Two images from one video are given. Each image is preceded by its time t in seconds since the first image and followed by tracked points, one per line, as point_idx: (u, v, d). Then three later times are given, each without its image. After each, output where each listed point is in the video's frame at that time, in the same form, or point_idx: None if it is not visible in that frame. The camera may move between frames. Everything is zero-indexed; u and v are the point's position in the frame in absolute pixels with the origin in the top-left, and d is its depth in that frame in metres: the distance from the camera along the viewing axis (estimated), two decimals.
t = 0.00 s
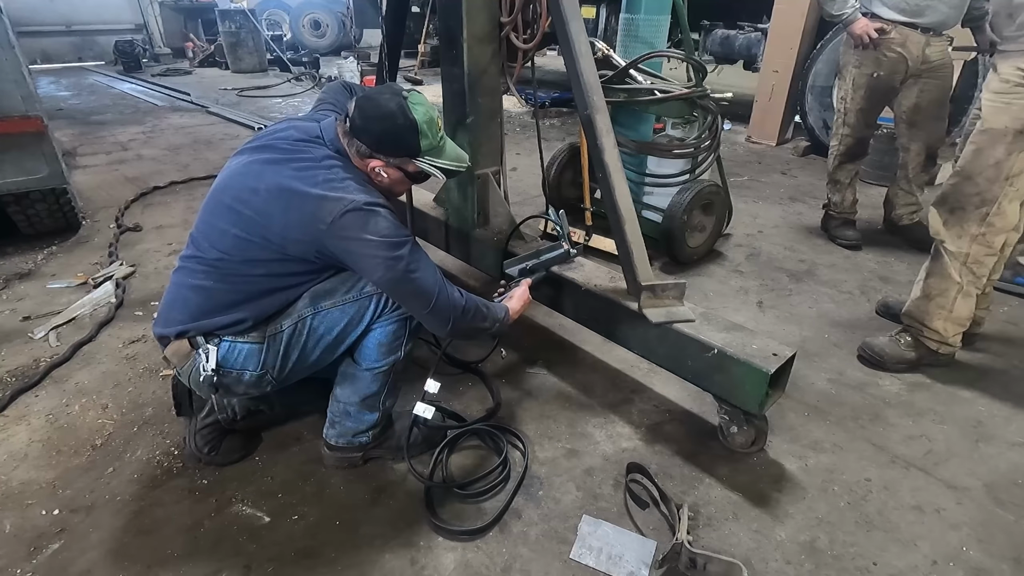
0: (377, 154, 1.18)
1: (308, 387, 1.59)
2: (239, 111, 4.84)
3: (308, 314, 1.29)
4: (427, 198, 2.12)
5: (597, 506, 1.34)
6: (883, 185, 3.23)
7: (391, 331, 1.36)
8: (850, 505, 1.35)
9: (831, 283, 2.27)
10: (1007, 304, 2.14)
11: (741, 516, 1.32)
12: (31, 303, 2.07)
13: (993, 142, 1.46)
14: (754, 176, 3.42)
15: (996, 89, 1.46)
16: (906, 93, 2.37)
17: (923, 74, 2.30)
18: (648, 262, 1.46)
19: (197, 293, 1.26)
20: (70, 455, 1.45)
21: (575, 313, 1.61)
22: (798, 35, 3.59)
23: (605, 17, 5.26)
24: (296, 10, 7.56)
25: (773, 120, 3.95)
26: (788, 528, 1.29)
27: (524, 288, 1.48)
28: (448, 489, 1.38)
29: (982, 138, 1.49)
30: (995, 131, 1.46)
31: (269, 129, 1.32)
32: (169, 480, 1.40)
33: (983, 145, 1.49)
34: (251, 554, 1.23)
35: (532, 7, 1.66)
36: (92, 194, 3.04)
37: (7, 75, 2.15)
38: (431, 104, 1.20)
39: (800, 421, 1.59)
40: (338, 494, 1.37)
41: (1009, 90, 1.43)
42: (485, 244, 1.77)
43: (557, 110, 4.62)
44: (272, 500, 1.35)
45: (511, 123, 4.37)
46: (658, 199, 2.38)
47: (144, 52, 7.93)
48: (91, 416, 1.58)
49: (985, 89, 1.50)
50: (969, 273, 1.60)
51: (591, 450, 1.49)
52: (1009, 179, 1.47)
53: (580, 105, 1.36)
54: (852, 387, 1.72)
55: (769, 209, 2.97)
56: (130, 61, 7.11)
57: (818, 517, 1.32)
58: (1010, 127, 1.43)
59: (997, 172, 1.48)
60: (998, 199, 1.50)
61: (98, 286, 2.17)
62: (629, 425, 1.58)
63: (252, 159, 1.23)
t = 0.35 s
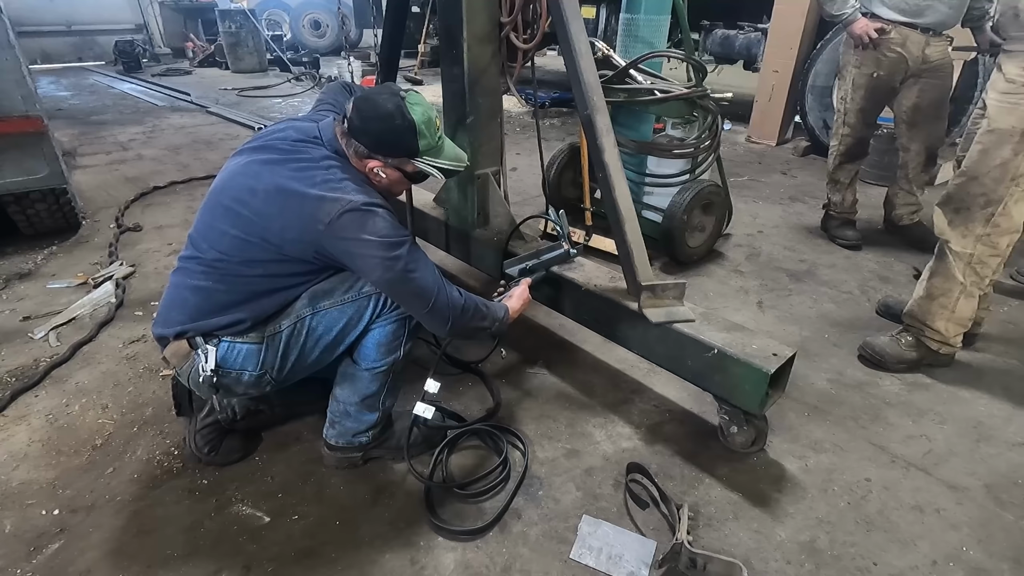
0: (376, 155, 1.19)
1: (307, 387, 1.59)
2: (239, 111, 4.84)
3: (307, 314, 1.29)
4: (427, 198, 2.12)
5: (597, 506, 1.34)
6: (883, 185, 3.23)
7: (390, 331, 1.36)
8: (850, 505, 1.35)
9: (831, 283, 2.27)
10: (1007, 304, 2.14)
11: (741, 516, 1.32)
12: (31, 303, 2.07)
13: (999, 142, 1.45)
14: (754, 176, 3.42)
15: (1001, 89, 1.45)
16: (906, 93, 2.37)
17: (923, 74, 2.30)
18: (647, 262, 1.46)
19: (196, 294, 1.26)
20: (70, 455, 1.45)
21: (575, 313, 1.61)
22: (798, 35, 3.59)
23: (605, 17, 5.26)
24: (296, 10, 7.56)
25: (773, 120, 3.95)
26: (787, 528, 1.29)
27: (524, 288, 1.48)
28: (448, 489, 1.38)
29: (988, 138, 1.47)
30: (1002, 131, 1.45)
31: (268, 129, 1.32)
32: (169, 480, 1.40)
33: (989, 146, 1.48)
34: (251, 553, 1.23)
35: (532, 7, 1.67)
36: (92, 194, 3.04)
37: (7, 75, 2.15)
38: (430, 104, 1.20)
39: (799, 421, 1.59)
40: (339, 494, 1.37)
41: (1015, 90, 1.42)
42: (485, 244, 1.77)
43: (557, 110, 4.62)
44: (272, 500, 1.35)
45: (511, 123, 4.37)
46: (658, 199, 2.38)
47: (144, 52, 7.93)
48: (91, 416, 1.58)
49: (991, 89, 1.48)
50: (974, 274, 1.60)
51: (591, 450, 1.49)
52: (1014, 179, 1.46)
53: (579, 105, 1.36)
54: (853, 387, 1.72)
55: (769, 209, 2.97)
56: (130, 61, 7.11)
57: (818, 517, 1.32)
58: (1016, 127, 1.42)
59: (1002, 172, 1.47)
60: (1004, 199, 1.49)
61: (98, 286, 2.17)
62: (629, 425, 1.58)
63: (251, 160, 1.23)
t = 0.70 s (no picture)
0: (376, 155, 1.18)
1: (307, 388, 1.59)
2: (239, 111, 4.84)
3: (307, 314, 1.29)
4: (427, 198, 2.12)
5: (597, 506, 1.34)
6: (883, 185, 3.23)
7: (389, 331, 1.36)
8: (850, 505, 1.35)
9: (831, 283, 2.27)
10: (1007, 304, 2.14)
11: (741, 516, 1.32)
12: (31, 303, 2.07)
13: (1002, 142, 1.45)
14: (754, 176, 3.42)
15: (1006, 88, 1.44)
16: (905, 92, 2.37)
17: (922, 74, 2.30)
18: (647, 261, 1.46)
19: (196, 293, 1.26)
20: (70, 455, 1.45)
21: (575, 313, 1.61)
22: (798, 34, 3.59)
23: (605, 17, 5.26)
24: (296, 10, 7.56)
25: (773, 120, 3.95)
26: (788, 528, 1.29)
27: (524, 288, 1.49)
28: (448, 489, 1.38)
29: (992, 138, 1.47)
30: (1007, 131, 1.44)
31: (268, 130, 1.32)
32: (169, 480, 1.40)
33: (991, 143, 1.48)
34: (251, 553, 1.23)
35: (532, 7, 1.67)
36: (92, 194, 3.04)
37: (7, 76, 2.15)
38: (430, 104, 1.20)
39: (799, 421, 1.59)
40: (338, 494, 1.37)
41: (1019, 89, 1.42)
42: (485, 244, 1.77)
43: (557, 110, 4.62)
44: (272, 500, 1.35)
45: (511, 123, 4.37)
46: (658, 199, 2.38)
47: (144, 52, 7.94)
48: (91, 416, 1.58)
49: (994, 89, 1.48)
50: (976, 273, 1.59)
51: (591, 450, 1.49)
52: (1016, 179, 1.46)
53: (579, 105, 1.36)
54: (853, 387, 1.72)
55: (769, 209, 2.97)
56: (130, 61, 7.12)
57: (818, 517, 1.32)
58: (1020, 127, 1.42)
59: (1005, 174, 1.46)
60: (1007, 201, 1.49)
61: (98, 286, 2.17)
62: (629, 425, 1.57)
63: (250, 160, 1.23)
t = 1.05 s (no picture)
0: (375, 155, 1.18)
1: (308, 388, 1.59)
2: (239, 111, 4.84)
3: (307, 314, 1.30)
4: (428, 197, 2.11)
5: (597, 506, 1.34)
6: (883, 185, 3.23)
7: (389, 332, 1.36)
8: (851, 505, 1.35)
9: (832, 283, 2.27)
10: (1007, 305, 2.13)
11: (742, 516, 1.32)
12: (31, 304, 2.07)
13: (997, 145, 1.44)
14: (754, 176, 3.43)
15: (1003, 88, 1.41)
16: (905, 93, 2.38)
17: (922, 75, 2.29)
18: (648, 261, 1.45)
19: (196, 294, 1.26)
20: (70, 455, 1.45)
21: (575, 313, 1.61)
22: (798, 35, 3.59)
23: (605, 18, 5.27)
24: (296, 10, 7.56)
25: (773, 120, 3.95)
26: (788, 528, 1.29)
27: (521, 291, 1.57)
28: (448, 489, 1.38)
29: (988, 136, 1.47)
30: (1001, 133, 1.43)
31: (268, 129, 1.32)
32: (169, 480, 1.40)
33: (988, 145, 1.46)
34: (252, 553, 1.23)
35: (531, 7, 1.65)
36: (92, 194, 3.04)
37: (6, 76, 2.15)
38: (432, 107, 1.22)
39: (800, 421, 1.59)
40: (339, 494, 1.37)
41: (1014, 90, 1.39)
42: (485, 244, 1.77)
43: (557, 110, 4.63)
44: (273, 500, 1.35)
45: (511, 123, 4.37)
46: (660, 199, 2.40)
47: (144, 52, 7.94)
48: (91, 416, 1.58)
49: (992, 87, 1.44)
50: (987, 282, 1.55)
51: (592, 450, 1.49)
52: (1010, 183, 1.45)
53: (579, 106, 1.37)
54: (853, 387, 1.72)
55: (769, 209, 2.97)
56: (130, 61, 7.12)
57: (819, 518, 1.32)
58: (1015, 130, 1.41)
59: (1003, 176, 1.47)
60: (1002, 205, 1.47)
61: (98, 286, 2.17)
62: (629, 425, 1.58)
63: (250, 160, 1.22)
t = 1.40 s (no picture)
0: (376, 154, 1.18)
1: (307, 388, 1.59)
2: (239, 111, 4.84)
3: (307, 314, 1.30)
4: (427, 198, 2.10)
5: (597, 506, 1.34)
6: (883, 185, 3.23)
7: (389, 332, 1.36)
8: (850, 505, 1.35)
9: (832, 283, 2.27)
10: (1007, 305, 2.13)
11: (742, 516, 1.32)
12: (31, 303, 2.07)
13: (996, 149, 1.45)
14: (754, 176, 3.43)
15: (1004, 92, 1.42)
16: (904, 93, 2.39)
17: (922, 74, 2.31)
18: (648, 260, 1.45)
19: (196, 294, 1.25)
20: (70, 455, 1.45)
21: (575, 313, 1.61)
22: (798, 34, 3.59)
23: (605, 18, 5.27)
24: (296, 10, 7.55)
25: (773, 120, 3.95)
26: (788, 528, 1.29)
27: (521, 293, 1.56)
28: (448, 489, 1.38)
29: (988, 135, 1.47)
30: (999, 137, 1.44)
31: (267, 129, 1.32)
32: (169, 480, 1.40)
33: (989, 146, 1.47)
34: (251, 554, 1.23)
35: (532, 7, 1.66)
36: (92, 194, 3.04)
37: (7, 76, 2.15)
38: (430, 105, 1.21)
39: (800, 421, 1.59)
40: (338, 494, 1.37)
41: (1015, 94, 1.40)
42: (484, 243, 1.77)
43: (556, 110, 4.63)
44: (272, 500, 1.35)
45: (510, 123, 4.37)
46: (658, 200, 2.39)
47: (144, 52, 7.94)
48: (91, 416, 1.58)
49: (993, 90, 1.46)
50: (987, 282, 1.55)
51: (591, 450, 1.49)
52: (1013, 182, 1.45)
53: (580, 105, 1.37)
54: (853, 387, 1.72)
55: (769, 209, 2.97)
56: (130, 61, 7.12)
57: (819, 517, 1.32)
58: (1012, 134, 1.42)
59: (1004, 181, 1.46)
60: (1008, 209, 1.47)
61: (98, 286, 2.17)
62: (629, 425, 1.58)
63: (250, 160, 1.22)
